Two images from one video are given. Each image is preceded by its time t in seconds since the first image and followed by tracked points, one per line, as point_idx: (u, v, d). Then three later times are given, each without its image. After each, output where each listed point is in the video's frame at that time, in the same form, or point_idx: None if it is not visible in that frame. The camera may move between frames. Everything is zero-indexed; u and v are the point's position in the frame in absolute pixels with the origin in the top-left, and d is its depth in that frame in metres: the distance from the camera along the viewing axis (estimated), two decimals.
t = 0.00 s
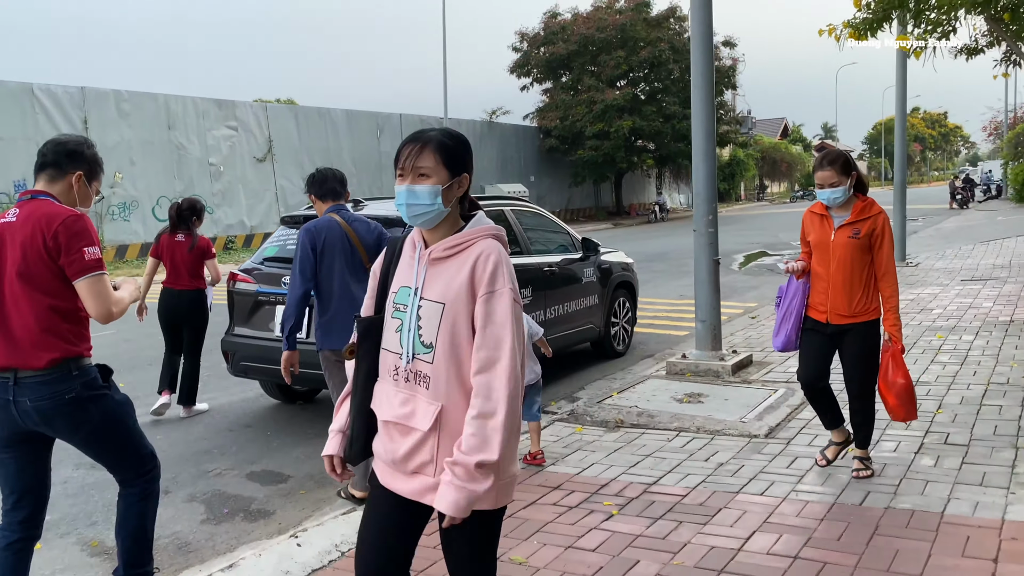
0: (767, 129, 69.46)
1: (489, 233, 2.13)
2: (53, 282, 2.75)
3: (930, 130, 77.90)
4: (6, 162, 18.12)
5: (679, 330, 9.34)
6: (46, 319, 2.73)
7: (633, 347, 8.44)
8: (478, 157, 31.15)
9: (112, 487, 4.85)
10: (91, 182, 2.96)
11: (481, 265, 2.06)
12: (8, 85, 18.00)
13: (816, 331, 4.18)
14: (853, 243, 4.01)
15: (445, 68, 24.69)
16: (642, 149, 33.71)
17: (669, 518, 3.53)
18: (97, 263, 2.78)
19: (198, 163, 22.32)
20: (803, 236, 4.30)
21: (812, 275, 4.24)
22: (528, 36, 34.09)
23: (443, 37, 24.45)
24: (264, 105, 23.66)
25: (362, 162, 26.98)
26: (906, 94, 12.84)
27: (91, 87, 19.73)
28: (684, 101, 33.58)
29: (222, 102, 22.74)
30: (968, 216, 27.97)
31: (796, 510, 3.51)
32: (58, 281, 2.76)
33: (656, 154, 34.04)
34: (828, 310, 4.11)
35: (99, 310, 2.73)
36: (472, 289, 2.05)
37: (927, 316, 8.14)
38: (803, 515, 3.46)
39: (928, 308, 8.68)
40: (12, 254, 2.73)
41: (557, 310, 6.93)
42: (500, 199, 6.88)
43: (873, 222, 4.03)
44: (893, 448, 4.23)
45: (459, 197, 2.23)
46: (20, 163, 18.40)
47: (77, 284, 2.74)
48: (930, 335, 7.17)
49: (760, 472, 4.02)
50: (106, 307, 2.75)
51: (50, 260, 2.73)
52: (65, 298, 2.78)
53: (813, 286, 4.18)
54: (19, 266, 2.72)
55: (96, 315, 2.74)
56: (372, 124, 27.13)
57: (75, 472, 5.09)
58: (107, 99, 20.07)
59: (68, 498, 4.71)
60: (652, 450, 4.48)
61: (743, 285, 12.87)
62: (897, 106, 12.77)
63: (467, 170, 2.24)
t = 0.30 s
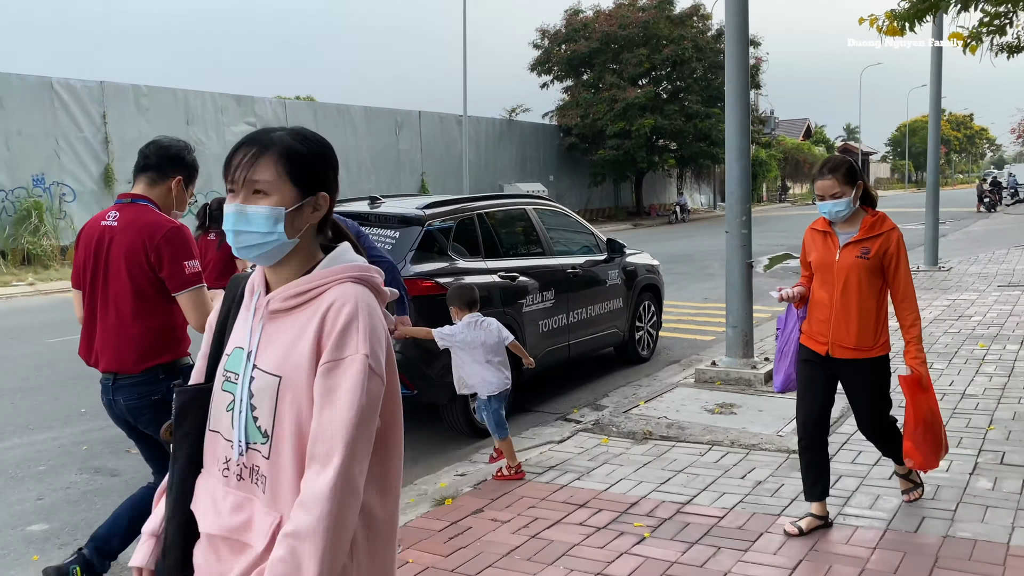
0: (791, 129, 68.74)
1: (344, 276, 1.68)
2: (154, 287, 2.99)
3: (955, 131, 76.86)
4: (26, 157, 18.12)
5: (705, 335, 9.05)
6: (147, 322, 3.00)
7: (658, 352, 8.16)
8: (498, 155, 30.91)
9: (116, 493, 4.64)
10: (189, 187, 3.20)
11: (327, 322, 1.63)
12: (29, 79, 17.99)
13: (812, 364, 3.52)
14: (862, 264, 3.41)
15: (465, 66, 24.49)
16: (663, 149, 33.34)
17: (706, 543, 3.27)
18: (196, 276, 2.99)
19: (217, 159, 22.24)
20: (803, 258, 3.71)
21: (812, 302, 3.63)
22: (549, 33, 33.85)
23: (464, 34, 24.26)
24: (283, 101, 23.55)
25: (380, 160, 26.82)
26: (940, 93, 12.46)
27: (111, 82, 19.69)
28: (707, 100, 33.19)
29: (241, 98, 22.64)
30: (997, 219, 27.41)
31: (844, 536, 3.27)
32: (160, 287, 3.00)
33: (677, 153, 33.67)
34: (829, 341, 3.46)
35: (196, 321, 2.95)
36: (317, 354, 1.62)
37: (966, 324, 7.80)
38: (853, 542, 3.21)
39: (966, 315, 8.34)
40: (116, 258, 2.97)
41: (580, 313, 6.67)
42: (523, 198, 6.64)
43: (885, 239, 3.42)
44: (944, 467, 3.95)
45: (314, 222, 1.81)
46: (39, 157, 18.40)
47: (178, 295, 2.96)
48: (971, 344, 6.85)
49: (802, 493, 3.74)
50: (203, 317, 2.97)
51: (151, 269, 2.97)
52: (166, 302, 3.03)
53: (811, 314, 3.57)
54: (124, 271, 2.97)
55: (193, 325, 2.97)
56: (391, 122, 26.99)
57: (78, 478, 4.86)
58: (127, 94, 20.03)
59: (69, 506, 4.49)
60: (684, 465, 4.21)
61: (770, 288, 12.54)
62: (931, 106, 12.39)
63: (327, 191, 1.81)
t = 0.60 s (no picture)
0: (807, 122, 68.25)
1: (70, 298, 1.13)
2: (201, 258, 3.01)
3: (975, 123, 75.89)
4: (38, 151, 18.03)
5: (726, 331, 8.78)
6: (198, 295, 3.02)
7: (678, 349, 7.88)
8: (511, 149, 30.64)
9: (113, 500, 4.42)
10: (236, 162, 3.23)
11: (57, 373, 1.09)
12: (40, 72, 17.91)
13: (803, 381, 3.18)
14: (856, 267, 2.96)
15: (478, 58, 24.25)
16: (679, 141, 32.99)
17: (739, 561, 3.03)
18: (246, 245, 3.00)
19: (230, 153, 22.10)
20: (788, 254, 3.27)
21: (797, 307, 3.20)
22: (564, 25, 33.54)
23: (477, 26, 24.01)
24: (296, 94, 23.37)
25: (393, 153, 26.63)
26: (967, 82, 12.11)
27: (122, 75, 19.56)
28: (723, 91, 32.80)
29: (254, 91, 22.48)
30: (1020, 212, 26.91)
31: (889, 554, 3.02)
32: (209, 259, 3.02)
33: (693, 146, 33.31)
34: (819, 356, 3.07)
35: (254, 288, 2.97)
36: (56, 429, 1.07)
37: (999, 320, 7.50)
38: (901, 561, 2.96)
39: (998, 311, 8.03)
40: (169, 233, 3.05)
41: (598, 310, 6.42)
42: (539, 189, 6.39)
43: (884, 238, 2.96)
44: (993, 476, 3.68)
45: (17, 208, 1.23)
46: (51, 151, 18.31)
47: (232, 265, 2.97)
48: (1007, 341, 6.56)
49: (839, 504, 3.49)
50: (260, 284, 2.99)
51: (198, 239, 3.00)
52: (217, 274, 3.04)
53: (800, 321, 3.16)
54: (176, 243, 3.03)
55: (252, 291, 2.98)
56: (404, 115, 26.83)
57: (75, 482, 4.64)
58: (138, 87, 19.89)
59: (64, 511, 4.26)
60: (711, 473, 3.96)
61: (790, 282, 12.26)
62: (958, 95, 12.05)
63: (31, 155, 1.21)
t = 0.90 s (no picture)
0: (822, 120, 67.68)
1: None
2: (235, 249, 2.97)
3: (993, 122, 75.01)
4: (46, 143, 17.94)
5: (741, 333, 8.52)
6: (234, 289, 2.99)
7: (691, 351, 7.64)
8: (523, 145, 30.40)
9: (99, 505, 4.24)
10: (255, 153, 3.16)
11: None
12: (49, 64, 17.82)
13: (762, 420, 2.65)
14: (822, 282, 2.44)
15: (490, 53, 24.03)
16: (693, 138, 32.64)
17: None
18: (275, 234, 2.95)
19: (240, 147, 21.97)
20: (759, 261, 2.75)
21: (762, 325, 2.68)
22: (577, 20, 33.26)
23: (490, 20, 23.75)
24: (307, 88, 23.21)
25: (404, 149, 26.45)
26: (991, 78, 11.78)
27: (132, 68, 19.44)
28: (738, 88, 32.43)
29: (264, 85, 22.33)
30: None
31: None
32: (242, 251, 2.99)
33: (707, 143, 32.97)
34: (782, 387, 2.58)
35: (282, 277, 2.94)
36: None
37: None
38: None
39: None
40: (198, 226, 2.98)
41: (608, 311, 6.19)
42: (548, 185, 6.17)
43: (858, 247, 2.41)
44: None
45: None
46: (60, 143, 18.22)
47: (260, 254, 2.93)
48: None
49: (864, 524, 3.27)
50: (287, 273, 2.95)
51: (231, 229, 2.95)
52: (249, 266, 3.02)
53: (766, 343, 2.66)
54: (209, 237, 2.97)
55: (280, 280, 2.94)
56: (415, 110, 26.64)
57: (62, 487, 4.47)
58: (148, 80, 19.76)
59: (48, 518, 4.09)
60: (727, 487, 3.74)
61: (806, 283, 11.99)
62: (981, 92, 11.72)
63: None
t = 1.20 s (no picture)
0: (847, 120, 66.96)
1: None
2: (248, 246, 2.95)
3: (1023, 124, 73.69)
4: (65, 138, 17.95)
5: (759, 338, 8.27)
6: (244, 282, 2.94)
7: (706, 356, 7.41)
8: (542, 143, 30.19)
9: (84, 511, 4.09)
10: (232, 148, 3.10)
11: None
12: (69, 59, 17.82)
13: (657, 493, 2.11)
14: (740, 329, 1.94)
15: (510, 50, 23.81)
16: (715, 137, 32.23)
17: None
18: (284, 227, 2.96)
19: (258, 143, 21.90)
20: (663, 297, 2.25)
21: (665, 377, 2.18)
22: (599, 17, 32.94)
23: (511, 18, 23.54)
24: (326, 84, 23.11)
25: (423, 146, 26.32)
26: None
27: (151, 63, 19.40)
28: (761, 87, 31.97)
29: (283, 81, 22.25)
30: None
31: None
32: (252, 244, 2.96)
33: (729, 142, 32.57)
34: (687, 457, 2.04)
35: (289, 269, 2.93)
36: None
37: None
38: None
39: None
40: (207, 222, 2.90)
41: (620, 314, 5.98)
42: (558, 183, 5.96)
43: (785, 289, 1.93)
44: None
45: None
46: (79, 138, 18.23)
47: (268, 246, 2.92)
48: None
49: (884, 551, 3.04)
50: (294, 265, 2.95)
51: (246, 227, 2.93)
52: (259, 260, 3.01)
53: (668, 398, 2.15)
54: (224, 234, 2.90)
55: (287, 272, 2.93)
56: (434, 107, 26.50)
57: (47, 490, 4.32)
58: (167, 75, 19.73)
59: (28, 524, 3.94)
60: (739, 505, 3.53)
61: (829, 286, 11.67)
62: (1013, 91, 11.36)
63: None
